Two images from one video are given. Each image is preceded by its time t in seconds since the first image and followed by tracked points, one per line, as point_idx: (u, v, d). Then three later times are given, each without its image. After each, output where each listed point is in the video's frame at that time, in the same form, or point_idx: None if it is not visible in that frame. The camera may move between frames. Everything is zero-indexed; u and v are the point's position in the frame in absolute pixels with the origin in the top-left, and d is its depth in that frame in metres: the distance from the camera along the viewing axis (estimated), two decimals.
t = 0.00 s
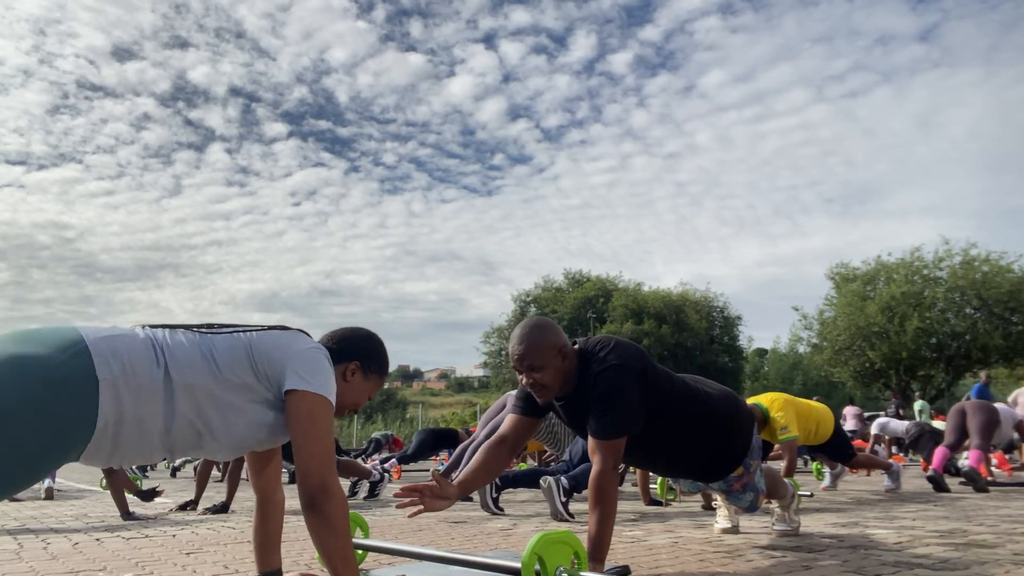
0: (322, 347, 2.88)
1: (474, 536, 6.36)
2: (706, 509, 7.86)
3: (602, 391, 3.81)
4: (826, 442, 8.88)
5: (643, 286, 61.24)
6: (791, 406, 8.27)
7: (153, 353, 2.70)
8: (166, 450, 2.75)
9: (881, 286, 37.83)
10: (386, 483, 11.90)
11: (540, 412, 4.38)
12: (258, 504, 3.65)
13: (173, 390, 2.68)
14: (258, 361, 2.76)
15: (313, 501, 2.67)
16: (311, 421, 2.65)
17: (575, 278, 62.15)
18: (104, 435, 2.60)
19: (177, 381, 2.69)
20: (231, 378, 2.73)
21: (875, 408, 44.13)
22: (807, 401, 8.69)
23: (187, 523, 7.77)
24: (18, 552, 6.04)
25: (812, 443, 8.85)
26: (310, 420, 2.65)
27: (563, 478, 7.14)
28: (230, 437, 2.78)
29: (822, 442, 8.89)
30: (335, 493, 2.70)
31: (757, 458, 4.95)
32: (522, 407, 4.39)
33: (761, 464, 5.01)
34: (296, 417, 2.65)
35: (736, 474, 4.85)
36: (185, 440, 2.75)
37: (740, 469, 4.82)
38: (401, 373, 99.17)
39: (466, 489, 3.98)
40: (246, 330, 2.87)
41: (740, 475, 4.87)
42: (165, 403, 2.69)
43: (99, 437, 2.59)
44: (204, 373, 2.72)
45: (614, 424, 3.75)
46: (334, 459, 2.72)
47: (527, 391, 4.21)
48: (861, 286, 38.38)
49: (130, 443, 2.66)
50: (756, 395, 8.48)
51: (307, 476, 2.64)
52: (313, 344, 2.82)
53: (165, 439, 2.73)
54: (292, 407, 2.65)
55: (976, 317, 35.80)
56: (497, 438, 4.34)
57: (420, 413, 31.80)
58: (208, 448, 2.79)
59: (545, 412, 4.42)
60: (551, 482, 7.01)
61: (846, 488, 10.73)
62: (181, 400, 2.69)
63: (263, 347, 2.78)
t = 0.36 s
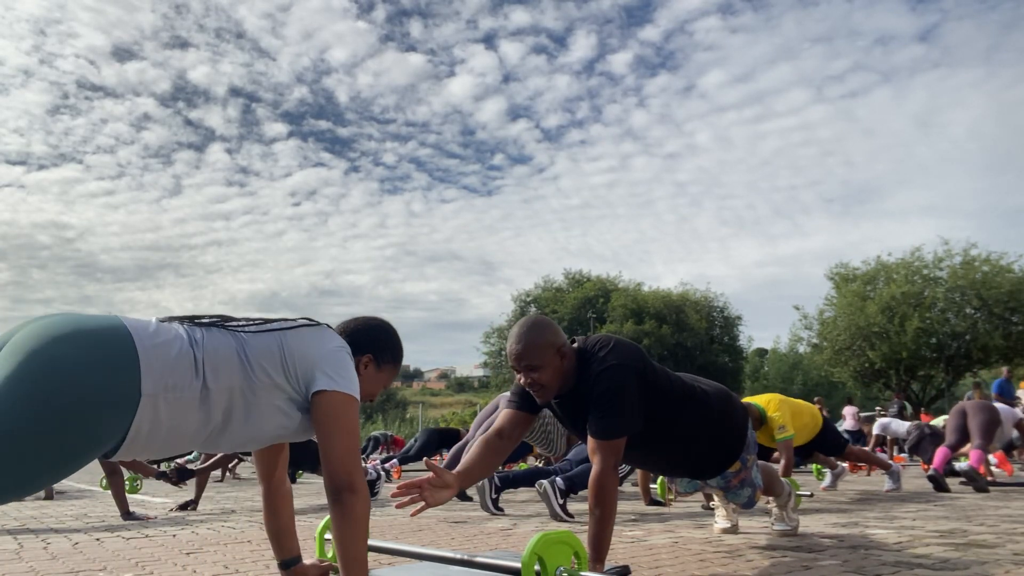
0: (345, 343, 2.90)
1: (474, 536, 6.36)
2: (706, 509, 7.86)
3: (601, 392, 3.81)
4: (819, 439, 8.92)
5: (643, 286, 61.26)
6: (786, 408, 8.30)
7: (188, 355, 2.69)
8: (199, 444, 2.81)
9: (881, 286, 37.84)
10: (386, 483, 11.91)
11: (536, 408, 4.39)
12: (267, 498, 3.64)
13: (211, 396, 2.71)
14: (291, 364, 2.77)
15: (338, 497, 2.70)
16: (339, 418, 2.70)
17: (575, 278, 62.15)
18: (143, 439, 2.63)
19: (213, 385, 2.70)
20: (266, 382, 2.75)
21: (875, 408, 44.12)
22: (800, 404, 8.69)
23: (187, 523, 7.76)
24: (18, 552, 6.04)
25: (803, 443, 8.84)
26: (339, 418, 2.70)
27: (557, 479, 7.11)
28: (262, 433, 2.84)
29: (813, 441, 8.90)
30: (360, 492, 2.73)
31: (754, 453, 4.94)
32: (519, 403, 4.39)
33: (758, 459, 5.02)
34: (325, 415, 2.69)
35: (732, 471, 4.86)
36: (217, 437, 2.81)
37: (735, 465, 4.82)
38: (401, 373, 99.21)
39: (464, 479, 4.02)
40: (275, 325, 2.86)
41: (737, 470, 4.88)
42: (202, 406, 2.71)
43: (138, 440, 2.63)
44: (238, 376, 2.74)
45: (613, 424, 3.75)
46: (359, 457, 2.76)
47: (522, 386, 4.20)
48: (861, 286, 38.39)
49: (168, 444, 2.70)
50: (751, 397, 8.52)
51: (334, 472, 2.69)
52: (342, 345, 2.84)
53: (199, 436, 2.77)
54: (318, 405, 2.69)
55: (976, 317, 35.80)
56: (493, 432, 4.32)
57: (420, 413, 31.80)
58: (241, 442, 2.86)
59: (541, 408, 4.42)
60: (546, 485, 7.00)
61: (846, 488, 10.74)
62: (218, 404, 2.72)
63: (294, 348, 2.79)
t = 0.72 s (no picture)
0: (322, 343, 2.87)
1: (474, 536, 6.36)
2: (706, 509, 7.86)
3: (600, 393, 3.82)
4: (816, 427, 8.94)
5: (643, 286, 61.27)
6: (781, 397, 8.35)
7: (151, 356, 2.74)
8: (170, 452, 2.76)
9: (881, 286, 37.84)
10: (386, 483, 11.90)
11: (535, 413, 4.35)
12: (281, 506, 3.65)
13: (170, 390, 2.70)
14: (254, 360, 2.77)
15: (317, 497, 2.69)
16: (316, 418, 2.66)
17: (575, 279, 62.17)
18: (107, 437, 2.63)
19: (174, 381, 2.71)
20: (228, 377, 2.74)
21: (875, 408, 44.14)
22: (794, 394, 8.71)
23: (186, 523, 7.77)
24: (18, 552, 6.03)
25: (801, 434, 8.83)
26: (313, 419, 2.66)
27: (557, 479, 7.12)
28: (230, 435, 2.78)
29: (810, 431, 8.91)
30: (341, 490, 2.72)
31: (752, 457, 4.95)
32: (518, 408, 4.37)
33: (757, 463, 5.02)
34: (300, 418, 2.66)
35: (731, 473, 4.85)
36: (187, 442, 2.76)
37: (735, 469, 4.81)
38: (401, 373, 99.27)
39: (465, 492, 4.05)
40: (244, 332, 2.89)
41: (736, 474, 4.87)
42: (162, 403, 2.70)
43: (102, 438, 2.62)
44: (200, 372, 2.74)
45: (612, 424, 3.76)
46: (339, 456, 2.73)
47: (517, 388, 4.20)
48: (860, 286, 38.40)
49: (132, 445, 2.68)
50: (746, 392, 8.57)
51: (314, 472, 2.66)
52: (313, 342, 2.81)
53: (167, 439, 2.74)
54: (297, 403, 2.67)
55: (976, 317, 35.82)
56: (495, 437, 4.32)
57: (420, 413, 31.80)
58: (211, 448, 2.80)
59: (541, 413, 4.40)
60: (546, 485, 7.01)
61: (846, 488, 10.74)
62: (178, 400, 2.71)
63: (258, 346, 2.80)
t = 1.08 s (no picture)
0: (315, 335, 2.90)
1: (474, 536, 6.37)
2: (706, 509, 7.87)
3: (592, 392, 3.82)
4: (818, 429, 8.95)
5: (643, 286, 61.28)
6: (783, 398, 8.38)
7: (144, 342, 2.75)
8: (162, 439, 2.75)
9: (881, 286, 37.84)
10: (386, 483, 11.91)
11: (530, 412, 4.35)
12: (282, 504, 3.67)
13: (163, 375, 2.71)
14: (248, 348, 2.79)
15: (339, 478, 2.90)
16: (318, 408, 2.75)
17: (575, 279, 62.18)
18: (98, 419, 2.62)
19: (168, 365, 2.72)
20: (222, 362, 2.76)
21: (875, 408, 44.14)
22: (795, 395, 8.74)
23: (186, 522, 7.77)
24: (18, 552, 6.04)
25: (802, 435, 8.86)
26: (318, 416, 2.76)
27: (558, 478, 7.12)
28: (224, 422, 2.78)
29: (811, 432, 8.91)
30: (357, 468, 2.92)
31: (748, 453, 4.95)
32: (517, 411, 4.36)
33: (754, 461, 5.03)
34: (310, 417, 2.75)
35: (726, 470, 4.84)
36: (180, 428, 2.75)
37: (730, 465, 4.81)
38: (401, 373, 99.25)
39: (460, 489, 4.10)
40: (239, 325, 2.92)
41: (731, 471, 4.86)
42: (154, 388, 2.70)
43: (93, 421, 2.61)
44: (194, 358, 2.75)
45: (606, 423, 3.77)
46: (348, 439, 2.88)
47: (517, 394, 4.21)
48: (860, 286, 38.40)
49: (122, 429, 2.66)
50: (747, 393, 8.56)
51: (329, 460, 2.82)
52: (305, 332, 2.85)
53: (159, 425, 2.72)
54: (296, 395, 2.74)
55: (976, 317, 35.83)
56: (491, 436, 4.36)
57: (420, 413, 31.80)
58: (205, 437, 2.79)
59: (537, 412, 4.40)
60: (546, 483, 7.01)
61: (846, 488, 10.76)
62: (171, 385, 2.71)
63: (253, 335, 2.83)
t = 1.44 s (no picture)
0: (336, 349, 2.90)
1: (474, 536, 6.37)
2: (707, 509, 7.87)
3: (586, 398, 3.83)
4: (823, 437, 8.94)
5: (642, 286, 61.29)
6: (787, 405, 8.30)
7: (176, 363, 2.71)
8: (193, 456, 2.79)
9: (881, 286, 37.82)
10: (386, 483, 11.91)
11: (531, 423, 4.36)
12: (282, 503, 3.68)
13: (198, 401, 2.71)
14: (281, 370, 2.78)
15: (339, 497, 2.74)
16: (332, 421, 2.72)
17: (574, 278, 62.19)
18: (131, 443, 2.63)
19: (202, 392, 2.71)
20: (255, 388, 2.75)
21: (875, 408, 44.11)
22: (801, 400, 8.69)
23: (186, 523, 7.77)
24: (17, 552, 6.03)
25: (809, 441, 8.86)
26: (333, 421, 2.72)
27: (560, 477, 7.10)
28: (256, 442, 2.82)
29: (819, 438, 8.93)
30: (361, 488, 2.77)
31: (731, 441, 4.92)
32: (513, 423, 4.38)
33: (737, 448, 4.99)
34: (321, 420, 2.72)
35: (711, 458, 4.82)
36: (212, 447, 2.79)
37: (713, 451, 4.79)
38: (401, 373, 99.37)
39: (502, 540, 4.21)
40: (265, 336, 2.88)
41: (715, 458, 4.83)
42: (188, 413, 2.70)
43: (126, 445, 2.63)
44: (228, 382, 2.74)
45: (601, 424, 3.77)
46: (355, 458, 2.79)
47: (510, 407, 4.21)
48: (860, 286, 38.39)
49: (156, 451, 2.69)
50: (755, 396, 8.52)
51: (334, 473, 2.72)
52: (331, 349, 2.84)
53: (191, 446, 2.76)
54: (313, 414, 2.72)
55: (976, 317, 35.83)
56: (507, 460, 4.37)
57: (420, 413, 31.79)
58: (235, 452, 2.84)
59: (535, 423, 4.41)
60: (548, 481, 6.97)
61: (846, 488, 10.75)
62: (205, 410, 2.72)
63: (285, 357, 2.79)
